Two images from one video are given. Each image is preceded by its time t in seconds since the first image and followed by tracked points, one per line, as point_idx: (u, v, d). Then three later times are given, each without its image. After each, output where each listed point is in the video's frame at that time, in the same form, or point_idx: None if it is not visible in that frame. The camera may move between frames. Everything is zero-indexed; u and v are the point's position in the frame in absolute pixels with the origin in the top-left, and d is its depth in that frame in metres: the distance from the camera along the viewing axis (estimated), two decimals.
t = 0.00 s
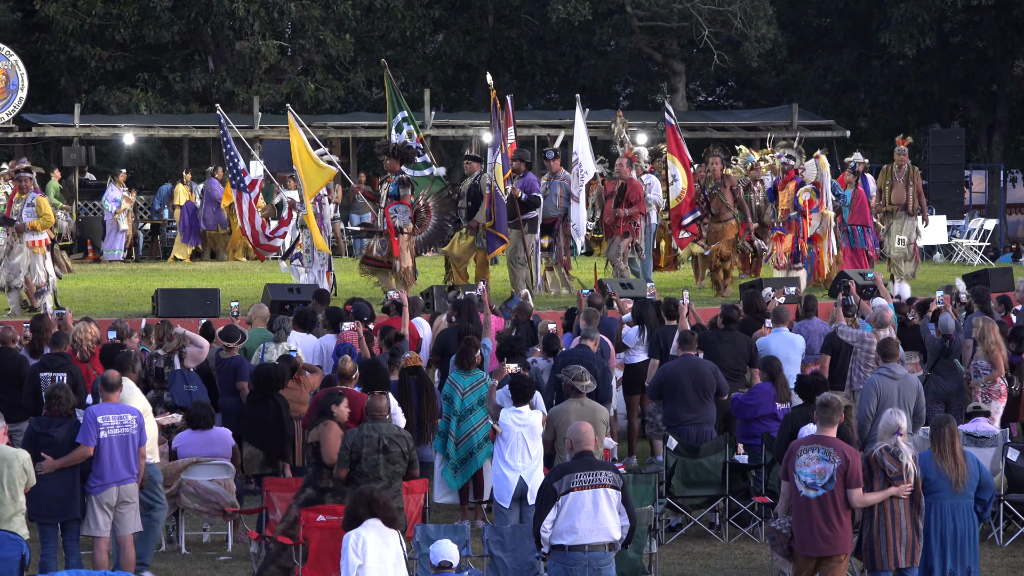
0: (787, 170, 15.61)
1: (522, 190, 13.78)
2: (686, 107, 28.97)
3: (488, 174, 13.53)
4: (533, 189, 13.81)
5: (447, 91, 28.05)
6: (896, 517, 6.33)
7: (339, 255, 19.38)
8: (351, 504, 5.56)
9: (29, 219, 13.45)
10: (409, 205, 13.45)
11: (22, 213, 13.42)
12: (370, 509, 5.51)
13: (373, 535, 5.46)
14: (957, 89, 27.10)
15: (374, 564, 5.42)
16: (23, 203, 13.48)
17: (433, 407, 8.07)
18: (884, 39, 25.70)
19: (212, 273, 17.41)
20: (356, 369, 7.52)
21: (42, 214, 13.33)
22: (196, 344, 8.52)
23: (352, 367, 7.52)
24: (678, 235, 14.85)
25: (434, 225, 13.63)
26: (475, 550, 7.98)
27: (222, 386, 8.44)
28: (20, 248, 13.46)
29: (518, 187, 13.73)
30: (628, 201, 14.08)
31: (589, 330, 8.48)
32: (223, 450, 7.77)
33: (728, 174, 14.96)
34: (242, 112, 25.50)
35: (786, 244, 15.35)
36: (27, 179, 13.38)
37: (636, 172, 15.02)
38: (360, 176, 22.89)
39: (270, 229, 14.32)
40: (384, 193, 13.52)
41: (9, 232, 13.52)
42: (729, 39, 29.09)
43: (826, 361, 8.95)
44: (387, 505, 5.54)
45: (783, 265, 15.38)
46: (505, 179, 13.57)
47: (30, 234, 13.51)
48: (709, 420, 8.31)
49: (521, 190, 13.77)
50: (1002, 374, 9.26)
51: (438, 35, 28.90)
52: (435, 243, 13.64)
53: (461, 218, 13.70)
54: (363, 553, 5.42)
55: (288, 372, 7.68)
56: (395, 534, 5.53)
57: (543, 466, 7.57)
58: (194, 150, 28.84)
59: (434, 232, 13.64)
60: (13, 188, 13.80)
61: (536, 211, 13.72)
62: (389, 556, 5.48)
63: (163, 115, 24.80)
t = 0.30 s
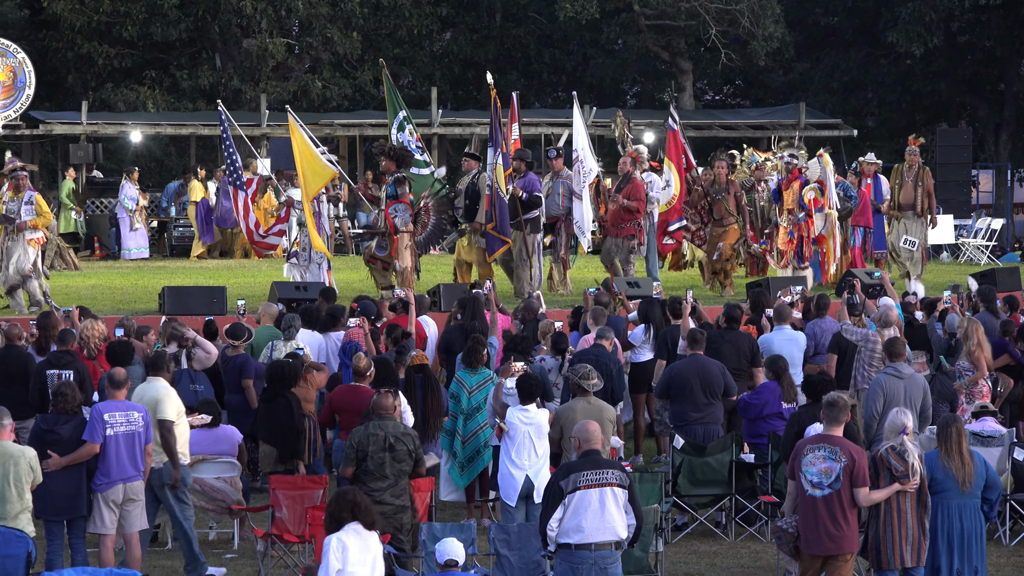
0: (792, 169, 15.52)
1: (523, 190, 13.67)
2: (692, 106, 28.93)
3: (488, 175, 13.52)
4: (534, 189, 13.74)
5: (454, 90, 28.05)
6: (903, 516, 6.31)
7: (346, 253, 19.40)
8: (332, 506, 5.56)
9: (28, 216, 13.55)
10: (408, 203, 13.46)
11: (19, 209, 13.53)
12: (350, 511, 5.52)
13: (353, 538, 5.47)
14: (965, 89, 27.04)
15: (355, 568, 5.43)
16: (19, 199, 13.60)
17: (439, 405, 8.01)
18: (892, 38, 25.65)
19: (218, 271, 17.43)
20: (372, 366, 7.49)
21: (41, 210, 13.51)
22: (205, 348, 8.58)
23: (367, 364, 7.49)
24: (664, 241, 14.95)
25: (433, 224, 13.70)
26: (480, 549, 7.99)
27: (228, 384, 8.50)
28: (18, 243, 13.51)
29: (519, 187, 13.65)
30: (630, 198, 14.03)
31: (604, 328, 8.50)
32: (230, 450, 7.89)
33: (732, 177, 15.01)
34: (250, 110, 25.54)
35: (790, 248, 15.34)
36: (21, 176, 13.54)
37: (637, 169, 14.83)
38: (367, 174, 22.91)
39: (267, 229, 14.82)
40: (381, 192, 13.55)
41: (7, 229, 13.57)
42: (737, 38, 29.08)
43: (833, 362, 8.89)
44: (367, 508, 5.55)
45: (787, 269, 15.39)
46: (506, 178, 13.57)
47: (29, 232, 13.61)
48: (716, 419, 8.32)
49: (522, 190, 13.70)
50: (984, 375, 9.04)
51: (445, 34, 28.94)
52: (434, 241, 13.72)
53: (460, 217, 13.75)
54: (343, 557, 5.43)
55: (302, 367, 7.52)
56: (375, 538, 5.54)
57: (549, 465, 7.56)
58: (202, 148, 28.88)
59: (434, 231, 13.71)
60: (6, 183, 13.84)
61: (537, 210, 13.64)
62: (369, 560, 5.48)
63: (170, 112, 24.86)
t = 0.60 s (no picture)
0: (789, 166, 15.31)
1: (522, 187, 13.61)
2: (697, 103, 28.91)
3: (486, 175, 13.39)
4: (534, 185, 13.69)
5: (459, 87, 28.01)
6: (907, 513, 6.32)
7: (351, 250, 19.42)
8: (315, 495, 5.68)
9: (24, 214, 13.56)
10: (410, 196, 13.56)
11: (15, 206, 13.55)
12: (331, 502, 5.64)
13: (331, 530, 5.63)
14: (970, 86, 26.98)
15: (330, 559, 5.58)
16: (15, 197, 13.60)
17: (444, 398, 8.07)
18: (897, 35, 25.60)
19: (223, 267, 17.45)
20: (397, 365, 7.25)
21: (36, 208, 13.51)
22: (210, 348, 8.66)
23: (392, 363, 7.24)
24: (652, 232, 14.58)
25: (424, 216, 13.58)
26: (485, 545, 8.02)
27: (232, 380, 8.50)
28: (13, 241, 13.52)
29: (518, 183, 13.59)
30: (629, 197, 14.06)
31: (614, 323, 8.56)
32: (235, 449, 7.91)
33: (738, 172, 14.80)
34: (255, 107, 25.53)
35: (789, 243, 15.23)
36: (17, 172, 13.54)
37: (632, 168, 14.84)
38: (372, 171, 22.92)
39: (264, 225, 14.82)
40: (377, 187, 13.57)
41: (3, 226, 13.60)
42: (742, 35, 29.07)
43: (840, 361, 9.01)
44: (351, 502, 5.69)
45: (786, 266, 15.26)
46: (504, 176, 13.44)
47: (23, 229, 13.61)
48: (722, 415, 8.30)
49: (521, 186, 13.64)
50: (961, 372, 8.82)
51: (450, 30, 28.91)
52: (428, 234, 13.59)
53: (458, 214, 13.88)
54: (320, 549, 5.58)
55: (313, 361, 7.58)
56: (354, 528, 5.68)
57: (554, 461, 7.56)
58: (208, 145, 28.91)
59: (425, 223, 13.59)
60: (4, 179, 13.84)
61: (537, 206, 13.62)
62: (348, 550, 5.65)
63: (175, 109, 24.88)
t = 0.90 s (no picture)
0: (789, 163, 15.30)
1: (515, 183, 13.58)
2: (700, 100, 28.91)
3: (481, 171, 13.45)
4: (525, 182, 13.64)
5: (462, 85, 28.00)
6: (909, 510, 6.33)
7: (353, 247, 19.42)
8: (297, 493, 5.70)
9: (15, 213, 13.56)
10: (406, 198, 13.50)
11: (8, 206, 13.56)
12: (313, 501, 5.68)
13: (312, 528, 5.67)
14: (972, 84, 26.95)
15: (314, 556, 5.63)
16: (9, 196, 13.61)
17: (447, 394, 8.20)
18: (899, 33, 25.59)
19: (225, 265, 17.45)
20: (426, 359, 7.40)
21: (27, 208, 13.48)
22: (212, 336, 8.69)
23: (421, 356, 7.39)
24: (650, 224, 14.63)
25: (421, 215, 13.61)
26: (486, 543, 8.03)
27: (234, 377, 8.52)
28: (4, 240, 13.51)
29: (511, 180, 13.55)
30: (620, 191, 13.99)
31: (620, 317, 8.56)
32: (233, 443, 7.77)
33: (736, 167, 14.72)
34: (258, 104, 25.58)
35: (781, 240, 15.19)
36: (12, 172, 13.59)
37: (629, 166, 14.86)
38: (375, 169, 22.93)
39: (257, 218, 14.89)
40: (373, 186, 13.52)
41: None
42: (745, 33, 29.07)
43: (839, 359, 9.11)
44: (333, 500, 5.72)
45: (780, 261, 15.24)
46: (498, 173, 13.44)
47: (15, 228, 13.60)
48: (725, 412, 8.29)
49: (514, 183, 13.60)
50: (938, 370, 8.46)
51: (453, 28, 28.86)
52: (422, 234, 13.64)
53: (453, 210, 13.73)
54: (303, 546, 5.62)
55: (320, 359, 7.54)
56: (334, 525, 5.74)
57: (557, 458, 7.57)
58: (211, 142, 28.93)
59: (421, 223, 13.63)
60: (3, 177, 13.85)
61: (529, 204, 13.66)
62: (329, 546, 5.71)
63: (178, 106, 24.87)
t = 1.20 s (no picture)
0: (786, 159, 15.22)
1: (506, 179, 13.58)
2: (700, 96, 28.90)
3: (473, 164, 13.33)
4: (518, 177, 13.63)
5: (463, 81, 27.96)
6: (910, 506, 6.33)
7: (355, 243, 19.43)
8: (270, 485, 5.55)
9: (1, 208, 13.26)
10: (399, 198, 13.45)
11: None
12: (287, 495, 5.54)
13: (288, 519, 5.54)
14: (973, 80, 26.92)
15: (290, 546, 5.52)
16: None
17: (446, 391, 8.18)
18: (900, 29, 25.56)
19: (226, 260, 17.46)
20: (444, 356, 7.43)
21: (13, 204, 13.13)
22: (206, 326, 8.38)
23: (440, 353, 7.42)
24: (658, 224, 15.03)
25: (414, 218, 13.60)
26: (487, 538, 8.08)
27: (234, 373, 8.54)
28: None
29: (502, 175, 13.55)
30: (614, 187, 14.00)
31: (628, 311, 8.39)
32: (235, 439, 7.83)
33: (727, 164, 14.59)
34: (258, 100, 25.56)
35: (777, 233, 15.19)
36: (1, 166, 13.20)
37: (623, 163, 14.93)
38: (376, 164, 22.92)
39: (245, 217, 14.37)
40: (366, 184, 13.47)
41: None
42: (746, 28, 29.06)
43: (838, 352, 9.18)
44: (306, 490, 5.59)
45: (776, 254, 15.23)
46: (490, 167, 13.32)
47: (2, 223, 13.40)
48: (726, 408, 8.28)
49: (505, 179, 13.60)
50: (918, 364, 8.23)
51: (454, 23, 28.81)
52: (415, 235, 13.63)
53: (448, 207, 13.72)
54: (279, 536, 5.51)
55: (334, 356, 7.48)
56: (308, 515, 5.61)
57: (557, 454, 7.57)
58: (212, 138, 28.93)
59: (414, 225, 13.62)
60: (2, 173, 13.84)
61: (519, 199, 13.65)
62: (302, 534, 5.60)
63: (178, 102, 24.85)
